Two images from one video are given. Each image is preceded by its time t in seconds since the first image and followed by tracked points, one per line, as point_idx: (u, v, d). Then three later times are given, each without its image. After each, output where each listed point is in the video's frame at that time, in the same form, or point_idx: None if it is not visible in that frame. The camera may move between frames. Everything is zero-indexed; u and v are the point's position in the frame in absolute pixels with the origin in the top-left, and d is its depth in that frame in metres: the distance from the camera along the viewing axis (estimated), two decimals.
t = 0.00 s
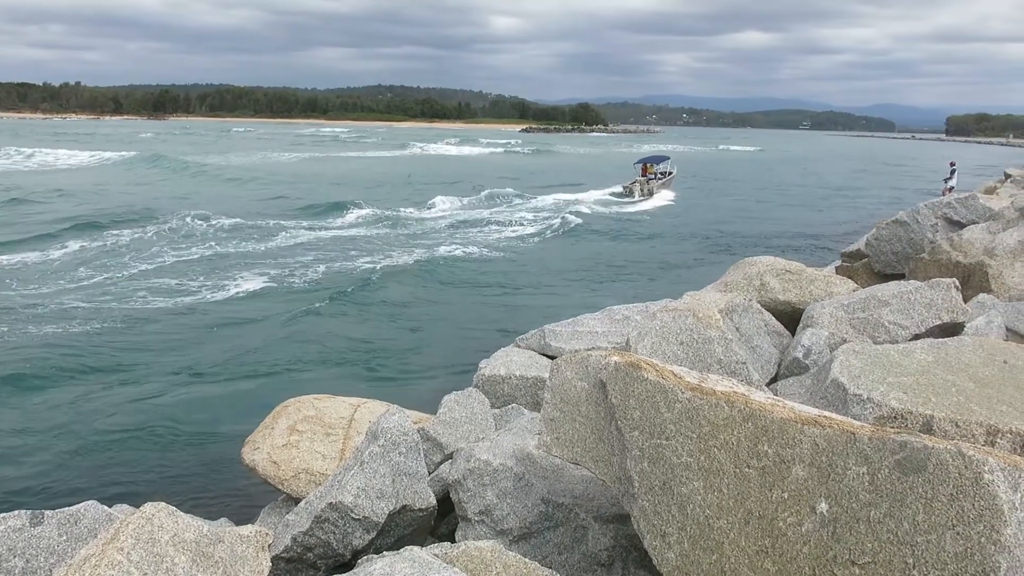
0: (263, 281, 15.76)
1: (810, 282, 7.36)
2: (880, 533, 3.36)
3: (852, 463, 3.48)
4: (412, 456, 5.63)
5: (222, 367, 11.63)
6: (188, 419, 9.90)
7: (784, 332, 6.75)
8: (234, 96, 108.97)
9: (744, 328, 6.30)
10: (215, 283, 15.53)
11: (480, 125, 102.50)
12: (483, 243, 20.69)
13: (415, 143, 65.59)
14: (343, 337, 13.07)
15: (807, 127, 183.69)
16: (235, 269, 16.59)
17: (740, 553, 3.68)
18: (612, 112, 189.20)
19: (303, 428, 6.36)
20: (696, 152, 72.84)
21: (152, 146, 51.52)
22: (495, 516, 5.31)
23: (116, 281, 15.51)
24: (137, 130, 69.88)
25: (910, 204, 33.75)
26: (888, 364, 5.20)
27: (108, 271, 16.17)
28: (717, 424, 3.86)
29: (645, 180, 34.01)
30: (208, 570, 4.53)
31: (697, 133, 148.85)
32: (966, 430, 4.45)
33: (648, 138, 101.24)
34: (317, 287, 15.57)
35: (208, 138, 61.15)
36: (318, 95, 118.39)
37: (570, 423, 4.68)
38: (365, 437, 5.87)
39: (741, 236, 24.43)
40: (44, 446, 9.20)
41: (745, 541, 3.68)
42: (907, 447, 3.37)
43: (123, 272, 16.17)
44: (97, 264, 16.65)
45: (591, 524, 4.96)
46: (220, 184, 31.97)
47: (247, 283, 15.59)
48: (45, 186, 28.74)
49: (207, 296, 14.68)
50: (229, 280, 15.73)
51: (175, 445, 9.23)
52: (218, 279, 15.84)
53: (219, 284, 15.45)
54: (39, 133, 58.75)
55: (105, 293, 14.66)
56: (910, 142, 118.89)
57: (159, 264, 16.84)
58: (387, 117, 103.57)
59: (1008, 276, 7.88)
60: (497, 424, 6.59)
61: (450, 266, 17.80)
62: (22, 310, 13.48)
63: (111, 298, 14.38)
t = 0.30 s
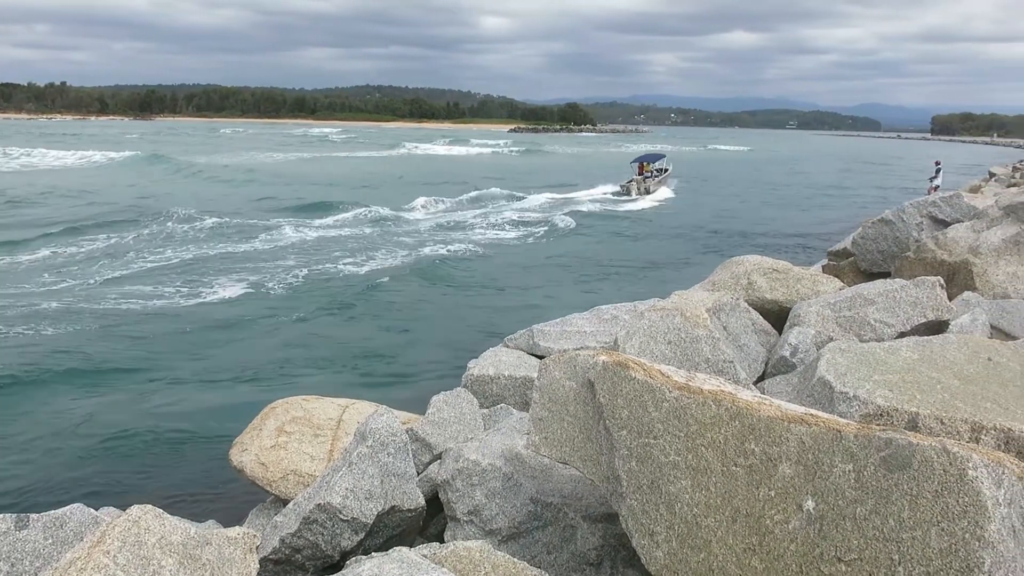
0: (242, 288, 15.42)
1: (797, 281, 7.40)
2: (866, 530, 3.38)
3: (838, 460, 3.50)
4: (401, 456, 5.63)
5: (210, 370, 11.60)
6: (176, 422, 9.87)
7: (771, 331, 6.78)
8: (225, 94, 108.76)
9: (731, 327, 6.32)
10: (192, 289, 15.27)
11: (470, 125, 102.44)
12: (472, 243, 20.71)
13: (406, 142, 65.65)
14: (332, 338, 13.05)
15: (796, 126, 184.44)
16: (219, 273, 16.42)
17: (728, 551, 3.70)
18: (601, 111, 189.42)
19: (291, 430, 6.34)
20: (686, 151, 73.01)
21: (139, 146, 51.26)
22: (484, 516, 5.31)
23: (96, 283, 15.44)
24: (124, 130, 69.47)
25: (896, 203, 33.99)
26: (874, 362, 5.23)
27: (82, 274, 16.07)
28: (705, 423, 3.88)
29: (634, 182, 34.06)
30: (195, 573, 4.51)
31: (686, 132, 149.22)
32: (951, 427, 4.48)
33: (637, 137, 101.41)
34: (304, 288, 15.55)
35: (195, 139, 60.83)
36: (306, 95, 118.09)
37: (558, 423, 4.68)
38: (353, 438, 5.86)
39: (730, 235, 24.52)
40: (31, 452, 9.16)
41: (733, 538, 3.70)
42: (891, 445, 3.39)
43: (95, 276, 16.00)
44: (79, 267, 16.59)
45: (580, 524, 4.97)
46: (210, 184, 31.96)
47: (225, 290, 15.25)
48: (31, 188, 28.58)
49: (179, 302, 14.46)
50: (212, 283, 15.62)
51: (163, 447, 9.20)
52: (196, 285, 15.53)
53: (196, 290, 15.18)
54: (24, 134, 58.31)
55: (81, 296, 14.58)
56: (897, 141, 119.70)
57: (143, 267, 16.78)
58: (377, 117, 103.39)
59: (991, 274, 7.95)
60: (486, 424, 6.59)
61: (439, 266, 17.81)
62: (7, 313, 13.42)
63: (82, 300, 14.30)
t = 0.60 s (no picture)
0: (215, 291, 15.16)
1: (782, 281, 7.43)
2: (850, 529, 3.40)
3: (822, 460, 3.52)
4: (387, 456, 5.62)
5: (196, 371, 11.55)
6: (162, 424, 9.83)
7: (757, 330, 6.81)
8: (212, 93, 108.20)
9: (716, 327, 6.36)
10: (164, 290, 15.09)
11: (458, 125, 102.32)
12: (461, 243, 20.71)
13: (394, 142, 65.61)
14: (320, 339, 13.02)
15: (784, 128, 185.53)
16: (197, 275, 16.27)
17: (714, 550, 3.71)
18: (590, 112, 189.59)
19: (277, 430, 6.32)
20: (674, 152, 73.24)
21: (124, 145, 50.85)
22: (470, 516, 5.31)
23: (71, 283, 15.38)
24: (110, 129, 68.89)
25: (882, 204, 34.24)
26: (858, 363, 5.26)
27: (52, 275, 15.91)
28: (691, 423, 3.89)
29: (632, 181, 34.45)
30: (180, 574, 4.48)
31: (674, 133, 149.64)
32: (934, 426, 4.52)
33: (626, 138, 101.65)
34: (291, 288, 15.51)
35: (181, 138, 60.43)
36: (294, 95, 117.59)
37: (544, 423, 4.69)
38: (340, 438, 5.85)
39: (716, 236, 24.63)
40: (14, 455, 9.10)
41: (718, 537, 3.72)
42: (875, 444, 3.42)
43: (64, 277, 15.81)
44: (60, 267, 16.53)
45: (566, 523, 4.99)
46: (198, 183, 31.85)
47: (197, 292, 15.02)
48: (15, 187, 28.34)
49: (148, 301, 14.35)
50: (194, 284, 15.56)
51: (148, 449, 9.15)
52: (170, 287, 15.31)
53: (169, 291, 15.02)
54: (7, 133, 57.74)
55: (57, 296, 14.49)
56: (883, 143, 120.55)
57: (123, 267, 16.70)
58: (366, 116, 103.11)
59: (974, 275, 8.03)
60: (472, 424, 6.60)
61: (427, 266, 17.81)
62: None
63: (50, 300, 14.22)
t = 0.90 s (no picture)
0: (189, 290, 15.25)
1: (771, 280, 7.46)
2: (838, 527, 3.41)
3: (811, 458, 3.53)
4: (376, 457, 5.61)
5: (185, 373, 11.52)
6: (150, 428, 9.80)
7: (745, 330, 6.84)
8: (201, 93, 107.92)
9: (705, 326, 6.38)
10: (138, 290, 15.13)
11: (450, 124, 102.18)
12: (451, 244, 20.72)
13: (386, 142, 65.52)
14: (310, 341, 13.00)
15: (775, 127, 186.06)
16: (175, 275, 16.34)
17: (703, 549, 3.72)
18: (581, 111, 189.63)
19: (266, 431, 6.31)
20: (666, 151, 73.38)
21: (114, 145, 50.56)
22: (460, 516, 5.31)
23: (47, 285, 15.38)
24: (99, 129, 68.44)
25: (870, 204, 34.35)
26: (846, 362, 5.28)
27: (31, 277, 15.88)
28: (680, 422, 3.90)
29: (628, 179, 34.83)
30: None
31: (665, 132, 149.83)
32: (921, 425, 4.55)
33: (617, 137, 101.75)
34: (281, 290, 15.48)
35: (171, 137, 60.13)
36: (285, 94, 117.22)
37: (533, 422, 4.69)
38: (329, 438, 5.84)
39: (707, 236, 24.68)
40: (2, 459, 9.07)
41: (707, 537, 3.73)
42: (863, 443, 3.43)
43: (42, 279, 15.78)
44: (43, 269, 16.51)
45: (555, 523, 5.00)
46: (188, 183, 31.79)
47: (171, 292, 15.06)
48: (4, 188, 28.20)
49: (121, 301, 14.39)
50: (178, 285, 15.55)
51: (137, 452, 9.14)
52: (143, 287, 15.39)
53: (142, 290, 15.09)
54: None
55: (47, 298, 14.44)
56: (872, 142, 121.10)
57: (105, 269, 16.69)
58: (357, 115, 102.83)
59: (961, 274, 8.07)
60: (462, 424, 6.60)
61: (417, 268, 17.80)
62: None
63: (22, 301, 14.26)
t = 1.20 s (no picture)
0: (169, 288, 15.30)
1: (763, 280, 7.47)
2: (830, 526, 3.41)
3: (802, 457, 3.53)
4: (369, 457, 5.60)
5: (178, 374, 11.49)
6: (142, 430, 9.76)
7: (738, 329, 6.86)
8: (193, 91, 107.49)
9: (697, 326, 6.39)
10: (117, 289, 15.13)
11: (444, 124, 102.08)
12: (445, 245, 20.69)
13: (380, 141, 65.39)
14: (303, 341, 12.97)
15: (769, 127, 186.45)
16: (159, 275, 16.34)
17: (695, 548, 3.73)
18: (576, 111, 189.59)
19: (258, 431, 6.29)
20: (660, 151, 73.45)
21: (106, 144, 50.33)
22: (452, 516, 5.31)
23: (33, 284, 15.32)
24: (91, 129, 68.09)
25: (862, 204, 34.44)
26: (838, 362, 5.29)
27: (23, 277, 15.82)
28: (672, 422, 3.90)
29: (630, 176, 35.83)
30: None
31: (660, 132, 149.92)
32: (912, 424, 4.57)
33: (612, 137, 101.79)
34: (274, 291, 15.43)
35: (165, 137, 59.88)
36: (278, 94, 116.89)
37: (526, 422, 4.69)
38: (321, 438, 5.83)
39: (700, 236, 24.71)
40: None
41: (699, 536, 3.74)
42: (855, 442, 3.43)
43: (34, 279, 15.72)
44: (34, 270, 16.42)
45: (548, 522, 5.01)
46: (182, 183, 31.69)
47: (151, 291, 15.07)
48: None
49: (103, 301, 14.37)
50: (172, 286, 15.50)
51: (130, 453, 9.11)
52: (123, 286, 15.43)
53: (121, 289, 15.12)
54: None
55: (38, 298, 14.39)
56: (866, 142, 121.38)
57: (93, 269, 16.61)
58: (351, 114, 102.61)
59: (951, 274, 8.10)
60: (454, 424, 6.59)
61: (410, 268, 17.77)
62: None
63: (10, 301, 14.22)
